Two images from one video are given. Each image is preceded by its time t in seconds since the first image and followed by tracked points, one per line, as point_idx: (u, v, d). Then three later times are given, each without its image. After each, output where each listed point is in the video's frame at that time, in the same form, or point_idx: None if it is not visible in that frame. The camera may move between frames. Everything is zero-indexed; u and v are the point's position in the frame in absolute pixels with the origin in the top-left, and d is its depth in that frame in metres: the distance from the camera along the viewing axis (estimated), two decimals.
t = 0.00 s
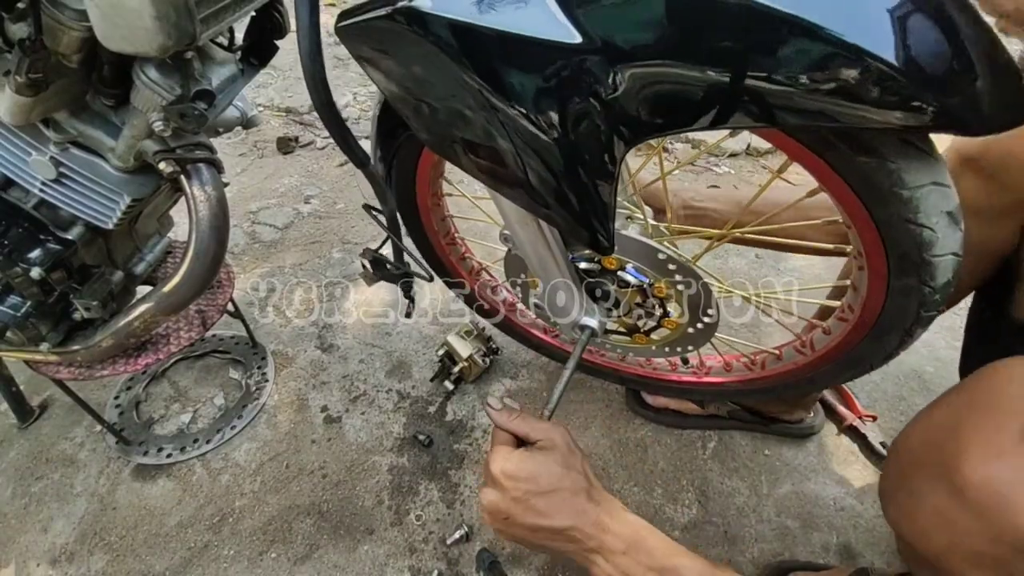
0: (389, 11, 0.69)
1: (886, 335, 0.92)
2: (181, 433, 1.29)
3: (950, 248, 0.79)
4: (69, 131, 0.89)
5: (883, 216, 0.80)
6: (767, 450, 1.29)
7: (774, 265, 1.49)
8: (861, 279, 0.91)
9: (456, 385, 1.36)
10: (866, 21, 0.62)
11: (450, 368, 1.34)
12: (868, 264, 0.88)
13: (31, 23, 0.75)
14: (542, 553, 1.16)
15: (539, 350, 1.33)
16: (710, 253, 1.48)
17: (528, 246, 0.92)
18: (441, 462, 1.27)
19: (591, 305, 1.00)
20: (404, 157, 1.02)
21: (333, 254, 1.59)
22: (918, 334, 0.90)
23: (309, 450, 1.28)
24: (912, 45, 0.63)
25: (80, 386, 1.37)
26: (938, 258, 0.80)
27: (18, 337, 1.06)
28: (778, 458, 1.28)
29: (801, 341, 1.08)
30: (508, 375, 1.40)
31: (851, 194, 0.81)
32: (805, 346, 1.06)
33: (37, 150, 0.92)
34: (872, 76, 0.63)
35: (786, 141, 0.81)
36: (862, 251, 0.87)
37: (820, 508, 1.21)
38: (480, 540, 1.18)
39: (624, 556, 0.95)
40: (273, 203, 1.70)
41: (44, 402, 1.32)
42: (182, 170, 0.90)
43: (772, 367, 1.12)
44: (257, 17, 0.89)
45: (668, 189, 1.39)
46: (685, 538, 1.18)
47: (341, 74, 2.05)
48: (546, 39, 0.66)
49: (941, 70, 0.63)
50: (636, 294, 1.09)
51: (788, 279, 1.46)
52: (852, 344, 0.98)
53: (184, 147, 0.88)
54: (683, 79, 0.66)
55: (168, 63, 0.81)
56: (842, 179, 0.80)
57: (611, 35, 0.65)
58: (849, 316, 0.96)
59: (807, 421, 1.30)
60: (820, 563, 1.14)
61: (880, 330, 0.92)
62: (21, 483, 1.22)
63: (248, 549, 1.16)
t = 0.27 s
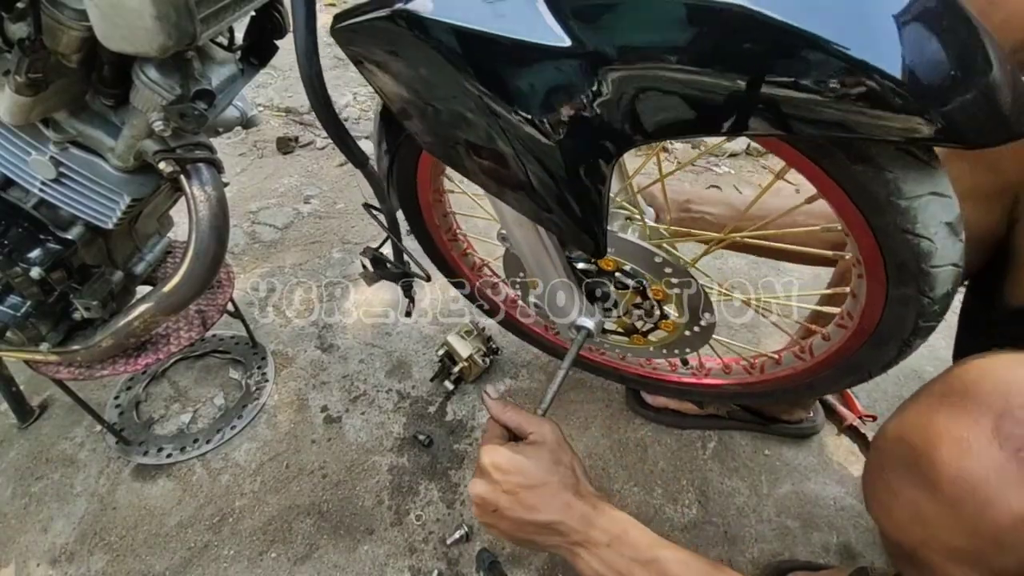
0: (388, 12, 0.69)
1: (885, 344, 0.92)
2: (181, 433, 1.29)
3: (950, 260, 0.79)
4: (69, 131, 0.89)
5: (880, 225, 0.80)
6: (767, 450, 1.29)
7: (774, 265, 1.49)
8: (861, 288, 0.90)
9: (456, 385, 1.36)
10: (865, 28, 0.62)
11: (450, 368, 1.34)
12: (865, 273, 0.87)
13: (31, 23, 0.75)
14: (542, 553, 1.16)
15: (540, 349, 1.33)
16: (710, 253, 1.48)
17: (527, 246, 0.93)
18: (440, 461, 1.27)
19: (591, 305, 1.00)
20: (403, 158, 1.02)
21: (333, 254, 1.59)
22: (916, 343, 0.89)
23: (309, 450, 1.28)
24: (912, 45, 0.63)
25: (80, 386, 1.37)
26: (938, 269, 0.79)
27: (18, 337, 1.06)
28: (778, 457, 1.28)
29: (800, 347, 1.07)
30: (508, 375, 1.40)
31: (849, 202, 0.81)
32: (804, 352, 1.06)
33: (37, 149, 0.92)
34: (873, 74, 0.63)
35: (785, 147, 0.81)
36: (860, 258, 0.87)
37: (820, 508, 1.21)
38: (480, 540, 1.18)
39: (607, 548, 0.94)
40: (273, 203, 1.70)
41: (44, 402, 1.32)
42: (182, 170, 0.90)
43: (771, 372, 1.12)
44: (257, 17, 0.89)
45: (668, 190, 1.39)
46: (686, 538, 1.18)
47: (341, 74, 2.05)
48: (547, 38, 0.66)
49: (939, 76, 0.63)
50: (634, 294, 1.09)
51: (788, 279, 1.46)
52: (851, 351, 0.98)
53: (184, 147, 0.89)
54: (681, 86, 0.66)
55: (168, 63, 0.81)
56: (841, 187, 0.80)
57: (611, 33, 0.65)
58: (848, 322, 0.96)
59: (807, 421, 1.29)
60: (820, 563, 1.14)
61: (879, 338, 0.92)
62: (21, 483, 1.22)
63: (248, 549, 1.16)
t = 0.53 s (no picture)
0: (390, 16, 0.69)
1: (887, 346, 0.92)
2: (181, 433, 1.29)
3: (950, 260, 0.80)
4: (71, 131, 0.89)
5: (882, 227, 0.80)
6: (767, 450, 1.29)
7: (774, 265, 1.49)
8: (861, 288, 0.91)
9: (456, 386, 1.36)
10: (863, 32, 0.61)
11: (450, 368, 1.34)
12: (867, 276, 0.87)
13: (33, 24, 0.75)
14: (542, 553, 1.16)
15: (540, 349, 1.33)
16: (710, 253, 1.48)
17: (527, 247, 0.93)
18: (441, 461, 1.27)
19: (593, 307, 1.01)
20: (404, 161, 1.02)
21: (333, 254, 1.59)
22: (916, 344, 0.90)
23: (309, 450, 1.28)
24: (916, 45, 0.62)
25: (80, 386, 1.37)
26: (938, 271, 0.80)
27: (18, 337, 1.06)
28: (778, 458, 1.28)
29: (801, 348, 1.08)
30: (508, 375, 1.40)
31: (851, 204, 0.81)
32: (805, 354, 1.07)
33: (38, 150, 0.92)
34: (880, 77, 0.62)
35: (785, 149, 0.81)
36: (862, 261, 0.87)
37: (820, 508, 1.22)
38: (480, 540, 1.18)
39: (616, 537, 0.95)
40: (273, 203, 1.70)
41: (44, 402, 1.32)
42: (184, 171, 0.90)
43: (772, 373, 1.12)
44: (258, 18, 0.89)
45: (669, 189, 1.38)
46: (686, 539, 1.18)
47: (341, 73, 2.05)
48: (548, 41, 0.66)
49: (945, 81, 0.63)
50: (635, 297, 1.09)
51: (788, 279, 1.46)
52: (852, 352, 0.98)
53: (186, 148, 0.88)
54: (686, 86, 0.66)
55: (170, 64, 0.81)
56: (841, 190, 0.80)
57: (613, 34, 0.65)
58: (849, 324, 0.96)
59: (807, 421, 1.30)
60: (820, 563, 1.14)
61: (878, 340, 0.93)
62: (21, 483, 1.22)
63: (248, 549, 1.16)
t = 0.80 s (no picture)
0: (388, 10, 0.68)
1: (892, 330, 0.92)
2: (181, 433, 1.29)
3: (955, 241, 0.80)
4: (68, 130, 0.89)
5: (889, 211, 0.80)
6: (766, 450, 1.29)
7: (774, 265, 1.49)
8: (865, 273, 0.91)
9: (456, 385, 1.36)
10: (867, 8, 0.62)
11: (450, 368, 1.34)
12: (873, 261, 0.87)
13: (29, 23, 0.76)
14: (542, 553, 1.16)
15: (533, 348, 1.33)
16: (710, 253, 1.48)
17: (525, 240, 0.92)
18: (441, 461, 1.27)
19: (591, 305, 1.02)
20: (403, 156, 1.02)
21: (333, 254, 1.59)
22: (921, 328, 0.90)
23: (309, 450, 1.28)
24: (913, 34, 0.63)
25: (80, 386, 1.37)
26: (945, 253, 0.81)
27: (17, 336, 1.06)
28: (778, 458, 1.28)
29: (805, 338, 1.08)
30: (508, 374, 1.40)
31: (857, 192, 0.80)
32: (808, 343, 1.07)
33: (36, 149, 0.92)
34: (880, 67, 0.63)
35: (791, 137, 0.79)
36: (867, 247, 0.87)
37: (820, 508, 1.21)
38: (481, 540, 1.18)
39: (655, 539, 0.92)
40: (274, 203, 1.70)
41: (44, 401, 1.32)
42: (181, 170, 0.90)
43: (773, 365, 1.12)
44: (256, 16, 0.89)
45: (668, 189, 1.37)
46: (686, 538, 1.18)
47: (341, 73, 2.05)
48: (548, 35, 0.66)
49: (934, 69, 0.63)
50: (638, 294, 1.07)
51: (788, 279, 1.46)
52: (856, 339, 0.98)
53: (183, 147, 0.88)
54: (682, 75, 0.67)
55: (167, 62, 0.81)
56: (849, 175, 0.79)
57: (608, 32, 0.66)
58: (854, 311, 0.96)
59: (807, 420, 1.30)
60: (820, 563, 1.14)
61: (883, 325, 0.93)
62: (21, 483, 1.22)
63: (248, 549, 1.16)
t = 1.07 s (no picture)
0: None
1: (910, 266, 0.92)
2: (181, 433, 1.29)
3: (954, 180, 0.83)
4: (69, 130, 0.89)
5: (881, 134, 0.82)
6: (766, 450, 1.29)
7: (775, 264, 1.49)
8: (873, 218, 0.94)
9: (456, 385, 1.36)
10: None
11: (450, 368, 1.34)
12: (879, 194, 0.89)
13: (30, 23, 0.75)
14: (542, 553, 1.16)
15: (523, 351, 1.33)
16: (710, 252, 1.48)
17: (554, 233, 0.91)
18: (440, 461, 1.27)
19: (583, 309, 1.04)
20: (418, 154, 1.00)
21: (334, 253, 1.59)
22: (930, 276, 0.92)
23: (309, 450, 1.28)
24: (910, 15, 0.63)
25: (80, 386, 1.37)
26: (944, 169, 0.82)
27: (18, 336, 1.06)
28: (778, 457, 1.28)
29: (824, 296, 1.08)
30: (508, 374, 1.40)
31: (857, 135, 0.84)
32: (829, 300, 1.07)
33: (38, 149, 0.91)
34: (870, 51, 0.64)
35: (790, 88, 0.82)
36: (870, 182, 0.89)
37: (819, 508, 1.21)
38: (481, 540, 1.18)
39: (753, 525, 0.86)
40: (274, 203, 1.70)
41: (44, 401, 1.32)
42: (182, 170, 0.90)
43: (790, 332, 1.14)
44: (257, 17, 0.89)
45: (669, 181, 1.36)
46: (685, 538, 1.18)
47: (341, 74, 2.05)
48: None
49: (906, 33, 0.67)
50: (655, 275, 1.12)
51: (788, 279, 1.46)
52: (869, 292, 1.00)
53: (184, 147, 0.88)
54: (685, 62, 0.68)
55: (168, 62, 0.81)
56: (837, 108, 0.82)
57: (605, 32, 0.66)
58: (869, 255, 0.97)
59: (807, 421, 1.30)
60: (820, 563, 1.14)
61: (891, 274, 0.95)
62: (21, 483, 1.22)
63: (248, 549, 1.16)
